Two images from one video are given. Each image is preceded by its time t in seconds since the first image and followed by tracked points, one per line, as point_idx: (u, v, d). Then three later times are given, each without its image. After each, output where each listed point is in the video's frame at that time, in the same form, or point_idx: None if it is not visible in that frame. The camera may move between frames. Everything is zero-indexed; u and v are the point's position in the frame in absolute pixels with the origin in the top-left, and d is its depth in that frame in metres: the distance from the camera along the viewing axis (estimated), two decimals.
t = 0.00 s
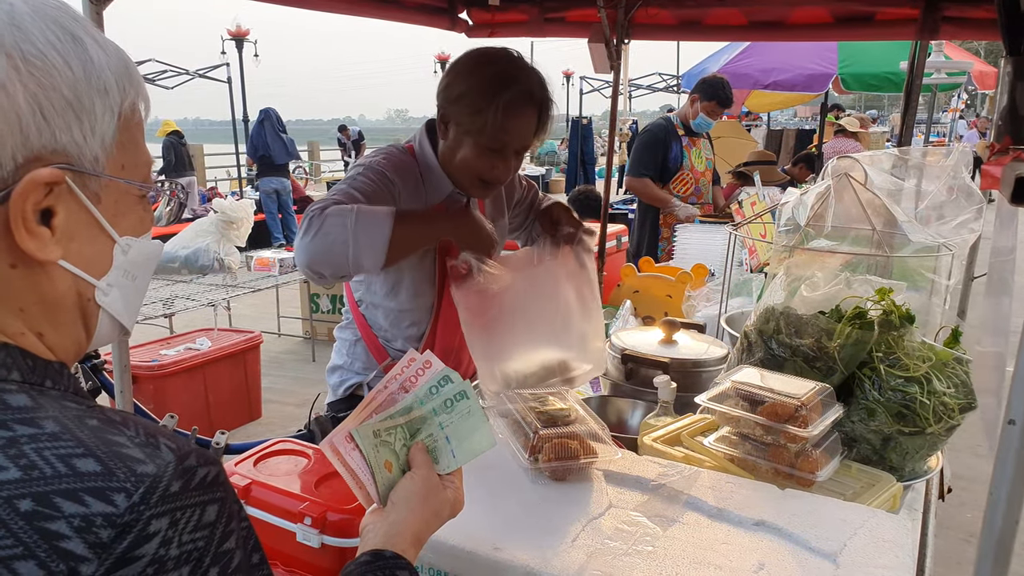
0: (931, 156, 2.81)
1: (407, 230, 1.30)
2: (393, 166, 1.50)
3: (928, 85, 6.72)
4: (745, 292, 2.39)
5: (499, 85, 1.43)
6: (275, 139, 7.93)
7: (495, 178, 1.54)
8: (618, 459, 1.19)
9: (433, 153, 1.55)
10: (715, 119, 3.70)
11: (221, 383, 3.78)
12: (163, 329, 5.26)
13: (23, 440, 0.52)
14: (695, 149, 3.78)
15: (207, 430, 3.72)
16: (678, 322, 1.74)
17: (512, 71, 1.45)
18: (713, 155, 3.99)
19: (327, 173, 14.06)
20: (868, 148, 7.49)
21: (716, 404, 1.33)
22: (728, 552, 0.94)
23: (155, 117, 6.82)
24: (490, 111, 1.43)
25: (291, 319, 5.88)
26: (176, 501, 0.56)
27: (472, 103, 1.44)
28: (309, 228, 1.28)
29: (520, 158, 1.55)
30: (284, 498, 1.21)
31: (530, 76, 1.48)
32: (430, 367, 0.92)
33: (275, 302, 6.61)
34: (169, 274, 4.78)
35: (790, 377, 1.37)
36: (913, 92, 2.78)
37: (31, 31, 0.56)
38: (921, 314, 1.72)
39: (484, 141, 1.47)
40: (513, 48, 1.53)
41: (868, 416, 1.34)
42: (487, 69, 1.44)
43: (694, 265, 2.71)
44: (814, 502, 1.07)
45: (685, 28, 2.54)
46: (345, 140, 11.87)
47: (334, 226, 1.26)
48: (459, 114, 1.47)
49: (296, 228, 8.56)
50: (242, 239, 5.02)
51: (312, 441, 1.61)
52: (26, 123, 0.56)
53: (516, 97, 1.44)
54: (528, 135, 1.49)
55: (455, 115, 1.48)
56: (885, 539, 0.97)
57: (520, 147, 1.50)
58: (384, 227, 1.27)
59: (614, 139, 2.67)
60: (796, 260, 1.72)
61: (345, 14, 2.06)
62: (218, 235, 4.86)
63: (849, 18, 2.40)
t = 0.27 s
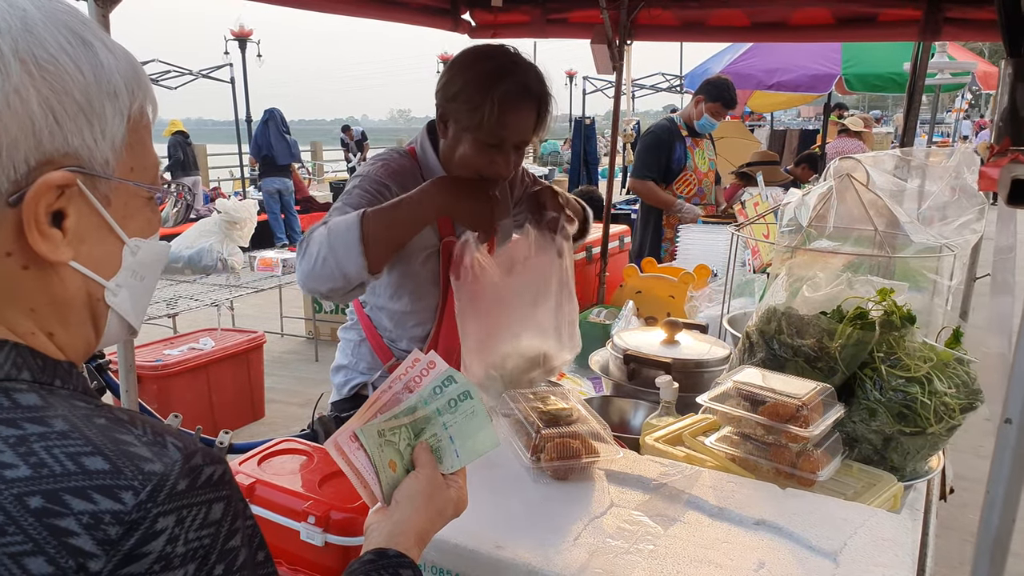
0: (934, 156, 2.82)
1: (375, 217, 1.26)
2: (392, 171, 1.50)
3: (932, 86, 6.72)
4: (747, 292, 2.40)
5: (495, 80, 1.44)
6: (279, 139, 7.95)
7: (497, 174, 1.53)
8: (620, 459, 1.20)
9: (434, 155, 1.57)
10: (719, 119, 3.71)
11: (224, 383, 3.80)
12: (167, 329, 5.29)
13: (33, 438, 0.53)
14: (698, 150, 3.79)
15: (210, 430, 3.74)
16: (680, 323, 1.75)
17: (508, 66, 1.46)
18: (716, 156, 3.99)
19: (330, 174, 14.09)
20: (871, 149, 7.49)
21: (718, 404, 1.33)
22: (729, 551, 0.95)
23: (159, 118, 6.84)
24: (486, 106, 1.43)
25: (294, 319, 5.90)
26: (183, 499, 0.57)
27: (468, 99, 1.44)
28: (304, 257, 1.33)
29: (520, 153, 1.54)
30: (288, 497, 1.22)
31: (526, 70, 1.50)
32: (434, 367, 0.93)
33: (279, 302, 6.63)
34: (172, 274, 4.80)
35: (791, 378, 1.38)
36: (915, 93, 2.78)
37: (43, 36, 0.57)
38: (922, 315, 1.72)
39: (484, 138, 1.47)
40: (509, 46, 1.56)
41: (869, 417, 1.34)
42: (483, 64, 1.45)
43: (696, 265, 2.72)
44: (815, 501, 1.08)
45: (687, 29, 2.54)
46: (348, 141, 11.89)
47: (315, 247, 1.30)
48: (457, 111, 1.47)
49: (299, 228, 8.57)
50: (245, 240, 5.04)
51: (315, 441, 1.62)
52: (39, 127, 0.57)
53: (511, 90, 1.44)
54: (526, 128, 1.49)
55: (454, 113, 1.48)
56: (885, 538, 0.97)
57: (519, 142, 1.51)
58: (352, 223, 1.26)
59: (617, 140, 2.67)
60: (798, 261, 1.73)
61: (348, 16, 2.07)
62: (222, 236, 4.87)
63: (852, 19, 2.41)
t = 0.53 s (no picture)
0: (935, 157, 2.82)
1: (362, 226, 1.25)
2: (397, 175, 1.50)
3: (934, 86, 6.71)
4: (748, 292, 2.42)
5: (492, 77, 1.45)
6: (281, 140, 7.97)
7: (497, 172, 1.54)
8: (620, 458, 1.21)
9: (437, 157, 1.58)
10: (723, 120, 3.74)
11: (227, 382, 3.81)
12: (170, 328, 5.31)
13: (41, 435, 0.54)
14: (700, 150, 3.79)
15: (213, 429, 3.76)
16: (681, 323, 1.75)
17: (506, 64, 1.47)
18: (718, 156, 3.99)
19: (332, 174, 14.12)
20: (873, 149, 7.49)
21: (718, 404, 1.34)
22: (727, 549, 0.95)
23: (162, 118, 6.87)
24: (483, 104, 1.44)
25: (297, 319, 5.92)
26: (186, 497, 0.58)
27: (467, 97, 1.45)
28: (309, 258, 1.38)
29: (520, 150, 1.55)
30: (291, 495, 1.23)
31: (524, 66, 1.50)
32: (437, 368, 0.94)
33: (281, 302, 6.65)
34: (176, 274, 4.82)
35: (791, 378, 1.39)
36: (917, 94, 2.79)
37: (52, 40, 0.58)
38: (922, 316, 1.73)
39: (483, 135, 1.48)
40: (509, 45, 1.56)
41: (868, 417, 1.35)
42: (482, 62, 1.46)
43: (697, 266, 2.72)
44: (813, 500, 1.08)
45: (689, 30, 2.55)
46: (350, 141, 11.92)
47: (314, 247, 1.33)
48: (457, 110, 1.48)
49: (302, 228, 8.59)
50: (248, 240, 5.06)
51: (318, 440, 1.63)
52: (48, 130, 0.58)
53: (509, 87, 1.45)
54: (525, 125, 1.49)
55: (453, 112, 1.50)
56: (882, 537, 0.98)
57: (518, 139, 1.51)
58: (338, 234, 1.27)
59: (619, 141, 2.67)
60: (799, 262, 1.74)
61: (351, 17, 2.09)
62: (224, 236, 4.89)
63: (853, 20, 2.41)
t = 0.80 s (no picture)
0: (937, 157, 2.82)
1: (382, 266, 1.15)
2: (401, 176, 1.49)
3: (936, 86, 6.71)
4: (750, 292, 2.42)
5: (485, 74, 1.46)
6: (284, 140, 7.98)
7: (495, 170, 1.53)
8: (621, 458, 1.21)
9: (437, 157, 1.58)
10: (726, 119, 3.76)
11: (229, 382, 3.82)
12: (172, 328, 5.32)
13: (45, 435, 0.54)
14: (703, 150, 3.79)
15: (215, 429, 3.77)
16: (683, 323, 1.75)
17: (500, 60, 1.48)
18: (720, 157, 3.99)
19: (334, 174, 14.13)
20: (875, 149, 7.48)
21: (719, 404, 1.34)
22: (728, 549, 0.96)
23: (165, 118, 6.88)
24: (476, 99, 1.44)
25: (299, 319, 5.92)
26: (189, 497, 0.58)
27: (461, 94, 1.46)
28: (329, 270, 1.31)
29: (518, 148, 1.54)
30: (293, 495, 1.23)
31: (519, 63, 1.50)
32: (441, 370, 0.94)
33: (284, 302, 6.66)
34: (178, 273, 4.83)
35: (793, 378, 1.39)
36: (919, 94, 2.78)
37: (56, 42, 0.59)
38: (924, 317, 1.73)
39: (478, 133, 1.48)
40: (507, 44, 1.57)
41: (870, 417, 1.35)
42: (476, 60, 1.47)
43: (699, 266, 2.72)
44: (814, 501, 1.08)
45: (691, 30, 2.55)
46: (352, 141, 11.93)
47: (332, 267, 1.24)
48: (453, 107, 1.50)
49: (304, 228, 8.60)
50: (251, 240, 5.06)
51: (320, 440, 1.64)
52: (51, 131, 0.58)
53: (502, 83, 1.45)
54: (521, 123, 1.49)
55: (450, 111, 1.51)
56: (884, 538, 0.98)
57: (514, 137, 1.50)
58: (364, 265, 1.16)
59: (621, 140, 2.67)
60: (801, 262, 1.74)
61: (354, 17, 2.09)
62: (227, 236, 4.90)
63: (855, 20, 2.41)
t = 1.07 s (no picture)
0: (939, 157, 2.82)
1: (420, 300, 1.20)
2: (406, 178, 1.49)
3: (938, 86, 6.70)
4: (751, 293, 2.43)
5: (484, 77, 1.46)
6: (286, 140, 7.99)
7: (496, 173, 1.54)
8: (621, 458, 1.21)
9: (437, 159, 1.58)
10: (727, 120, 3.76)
11: (231, 382, 3.83)
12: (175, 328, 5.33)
13: (46, 433, 0.55)
14: (704, 150, 3.78)
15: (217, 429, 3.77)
16: (683, 323, 1.76)
17: (499, 63, 1.47)
18: (721, 157, 3.99)
19: (337, 174, 14.16)
20: (877, 149, 7.48)
21: (720, 404, 1.34)
22: (727, 549, 0.96)
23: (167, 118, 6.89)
24: (478, 103, 1.44)
25: (301, 319, 5.93)
26: (188, 495, 0.58)
27: (462, 97, 1.46)
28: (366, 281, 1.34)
29: (519, 150, 1.55)
30: (293, 493, 1.24)
31: (518, 65, 1.50)
32: (442, 368, 0.94)
33: (286, 302, 6.67)
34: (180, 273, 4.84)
35: (793, 378, 1.39)
36: (920, 95, 2.78)
37: (54, 43, 0.59)
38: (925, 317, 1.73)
39: (480, 136, 1.49)
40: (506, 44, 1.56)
41: (870, 417, 1.34)
42: (476, 63, 1.47)
43: (701, 265, 2.72)
44: (814, 501, 1.08)
45: (693, 30, 2.55)
46: (354, 141, 11.95)
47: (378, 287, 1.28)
48: (453, 110, 1.50)
49: (306, 228, 8.61)
50: (253, 240, 5.07)
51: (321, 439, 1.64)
52: (48, 131, 0.58)
53: (503, 87, 1.45)
54: (522, 125, 1.49)
55: (451, 113, 1.51)
56: (883, 538, 0.98)
57: (517, 139, 1.51)
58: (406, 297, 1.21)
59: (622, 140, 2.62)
60: (802, 263, 1.75)
61: (356, 18, 2.09)
62: (229, 236, 4.92)
63: (857, 20, 2.41)
